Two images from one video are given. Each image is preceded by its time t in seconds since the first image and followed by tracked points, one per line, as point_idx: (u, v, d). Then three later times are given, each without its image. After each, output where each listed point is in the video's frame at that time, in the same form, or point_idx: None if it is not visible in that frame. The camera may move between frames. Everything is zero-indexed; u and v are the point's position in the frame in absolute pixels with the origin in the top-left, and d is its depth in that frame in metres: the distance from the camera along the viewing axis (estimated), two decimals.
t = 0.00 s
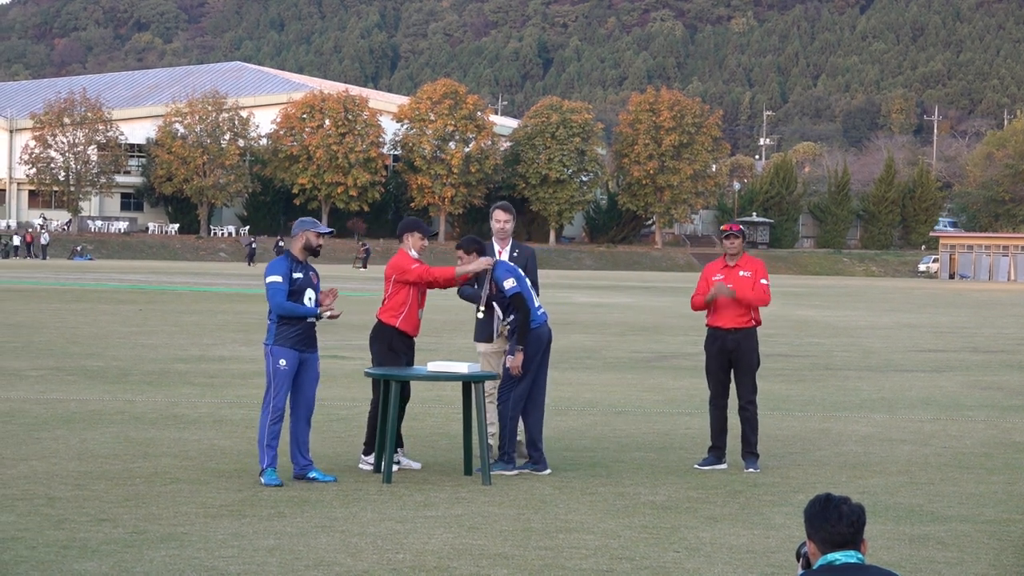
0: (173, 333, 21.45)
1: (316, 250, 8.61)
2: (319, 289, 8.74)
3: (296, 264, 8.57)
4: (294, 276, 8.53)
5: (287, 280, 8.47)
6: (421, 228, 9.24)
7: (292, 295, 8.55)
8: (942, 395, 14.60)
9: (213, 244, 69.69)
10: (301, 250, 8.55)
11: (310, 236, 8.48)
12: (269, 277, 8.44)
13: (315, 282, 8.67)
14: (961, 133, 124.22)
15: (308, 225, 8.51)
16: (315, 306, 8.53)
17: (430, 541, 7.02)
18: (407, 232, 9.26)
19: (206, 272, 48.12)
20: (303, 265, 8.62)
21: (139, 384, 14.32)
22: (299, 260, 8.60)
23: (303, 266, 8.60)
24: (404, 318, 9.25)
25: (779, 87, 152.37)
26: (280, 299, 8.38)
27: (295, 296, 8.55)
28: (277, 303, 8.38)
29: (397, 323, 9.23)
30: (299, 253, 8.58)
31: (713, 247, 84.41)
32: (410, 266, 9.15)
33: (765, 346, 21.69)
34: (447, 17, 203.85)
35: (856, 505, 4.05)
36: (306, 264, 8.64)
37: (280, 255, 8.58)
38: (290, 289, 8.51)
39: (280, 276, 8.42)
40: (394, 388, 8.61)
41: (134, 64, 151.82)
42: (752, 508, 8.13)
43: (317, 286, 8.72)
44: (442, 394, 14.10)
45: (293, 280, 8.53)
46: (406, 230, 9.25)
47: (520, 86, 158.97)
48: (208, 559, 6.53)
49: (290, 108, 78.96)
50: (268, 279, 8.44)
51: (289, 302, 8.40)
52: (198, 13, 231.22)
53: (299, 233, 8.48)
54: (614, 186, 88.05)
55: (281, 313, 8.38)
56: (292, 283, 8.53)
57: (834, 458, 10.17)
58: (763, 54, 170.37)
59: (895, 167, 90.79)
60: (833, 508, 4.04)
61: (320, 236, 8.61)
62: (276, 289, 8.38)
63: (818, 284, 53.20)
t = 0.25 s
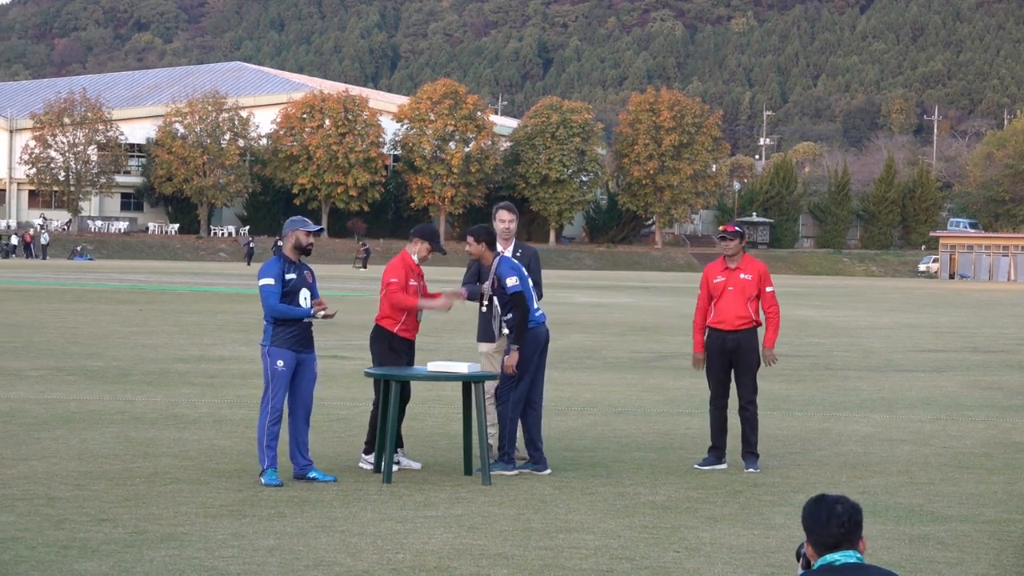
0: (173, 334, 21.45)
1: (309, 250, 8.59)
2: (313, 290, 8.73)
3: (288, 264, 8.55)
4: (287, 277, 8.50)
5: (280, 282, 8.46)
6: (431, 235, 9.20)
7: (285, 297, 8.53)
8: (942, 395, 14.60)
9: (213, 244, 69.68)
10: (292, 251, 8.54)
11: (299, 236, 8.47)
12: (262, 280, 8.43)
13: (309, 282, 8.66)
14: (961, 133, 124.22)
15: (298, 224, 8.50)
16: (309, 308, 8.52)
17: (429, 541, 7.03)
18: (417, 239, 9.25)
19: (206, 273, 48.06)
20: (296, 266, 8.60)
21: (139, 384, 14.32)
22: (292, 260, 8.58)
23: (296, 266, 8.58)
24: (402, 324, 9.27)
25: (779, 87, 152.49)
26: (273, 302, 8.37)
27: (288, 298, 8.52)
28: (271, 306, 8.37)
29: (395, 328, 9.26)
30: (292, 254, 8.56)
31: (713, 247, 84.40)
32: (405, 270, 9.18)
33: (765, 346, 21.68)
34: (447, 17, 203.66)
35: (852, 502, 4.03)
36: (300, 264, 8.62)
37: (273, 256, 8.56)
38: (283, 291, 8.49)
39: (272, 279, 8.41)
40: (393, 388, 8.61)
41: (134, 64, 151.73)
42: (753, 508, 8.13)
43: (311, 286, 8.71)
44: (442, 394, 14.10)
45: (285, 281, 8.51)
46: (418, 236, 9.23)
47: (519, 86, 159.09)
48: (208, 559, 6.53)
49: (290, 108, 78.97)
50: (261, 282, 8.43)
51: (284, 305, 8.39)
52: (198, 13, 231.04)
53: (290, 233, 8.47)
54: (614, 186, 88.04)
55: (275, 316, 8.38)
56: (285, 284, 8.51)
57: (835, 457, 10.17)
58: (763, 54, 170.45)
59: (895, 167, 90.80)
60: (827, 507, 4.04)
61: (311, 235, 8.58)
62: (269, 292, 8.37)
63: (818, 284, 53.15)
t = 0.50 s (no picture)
0: (173, 334, 21.45)
1: (305, 250, 8.58)
2: (312, 289, 8.72)
3: (286, 265, 8.55)
4: (284, 278, 8.50)
5: (277, 284, 8.45)
6: (424, 230, 9.23)
7: (283, 298, 8.52)
8: (942, 396, 14.60)
9: (213, 244, 69.69)
10: (289, 250, 8.53)
11: (294, 236, 8.48)
12: (260, 281, 8.42)
13: (308, 283, 8.66)
14: (961, 133, 124.11)
15: (294, 223, 8.50)
16: (308, 307, 8.52)
17: (430, 541, 7.02)
18: (412, 234, 9.29)
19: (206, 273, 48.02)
20: (293, 266, 8.59)
21: (139, 384, 14.32)
22: (290, 260, 8.57)
23: (293, 267, 8.58)
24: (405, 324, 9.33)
25: (779, 87, 152.47)
26: (271, 304, 8.37)
27: (286, 299, 8.52)
28: (269, 308, 8.37)
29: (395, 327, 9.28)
30: (288, 254, 8.56)
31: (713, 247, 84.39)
32: (403, 271, 9.23)
33: (764, 347, 21.67)
34: (447, 17, 203.65)
35: (848, 504, 4.03)
36: (296, 264, 8.61)
37: (270, 256, 8.56)
38: (280, 292, 8.48)
39: (270, 280, 8.41)
40: (393, 389, 8.61)
41: (134, 64, 151.78)
42: (753, 509, 8.13)
43: (309, 286, 8.71)
44: (442, 394, 14.10)
45: (283, 282, 8.50)
46: (412, 230, 9.27)
47: (519, 86, 159.16)
48: (208, 559, 6.53)
49: (290, 108, 78.96)
50: (258, 285, 8.43)
51: (282, 307, 8.38)
52: (197, 13, 230.92)
53: (285, 234, 8.47)
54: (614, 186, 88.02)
55: (273, 318, 8.37)
56: (282, 285, 8.50)
57: (835, 457, 10.17)
58: (763, 54, 170.38)
59: (895, 167, 90.78)
60: (826, 507, 4.03)
61: (306, 234, 8.57)
62: (267, 294, 8.37)
63: (818, 284, 53.09)
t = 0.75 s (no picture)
0: (173, 334, 21.44)
1: (304, 248, 8.56)
2: (314, 287, 8.70)
3: (287, 264, 8.54)
4: (285, 278, 8.50)
5: (278, 284, 8.45)
6: (417, 230, 9.23)
7: (284, 298, 8.52)
8: (942, 396, 14.61)
9: (213, 244, 69.69)
10: (290, 251, 8.53)
11: (294, 235, 8.47)
12: (261, 281, 8.42)
13: (309, 282, 8.65)
14: (961, 133, 124.13)
15: (293, 223, 8.50)
16: (309, 308, 8.52)
17: (430, 541, 7.02)
18: (404, 233, 9.31)
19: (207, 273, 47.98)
20: (294, 266, 8.58)
21: (139, 384, 14.34)
22: (290, 260, 8.58)
23: (294, 266, 8.57)
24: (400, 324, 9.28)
25: (779, 87, 152.56)
26: (272, 304, 8.37)
27: (287, 299, 8.52)
28: (270, 308, 8.37)
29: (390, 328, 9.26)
30: (289, 254, 8.56)
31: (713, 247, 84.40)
32: (400, 273, 9.28)
33: (765, 346, 21.69)
34: (447, 17, 203.57)
35: (850, 504, 4.03)
36: (297, 264, 8.59)
37: (270, 257, 8.55)
38: (281, 292, 8.48)
39: (271, 280, 8.40)
40: (394, 388, 8.61)
41: (134, 64, 151.62)
42: (753, 508, 8.13)
43: (310, 282, 8.68)
44: (442, 394, 14.11)
45: (283, 283, 8.50)
46: (404, 229, 9.29)
47: (519, 86, 159.28)
48: (208, 559, 6.53)
49: (290, 108, 78.98)
50: (259, 284, 8.43)
51: (284, 308, 8.39)
52: (198, 13, 230.73)
53: (285, 233, 8.48)
54: (614, 186, 88.02)
55: (274, 318, 8.38)
56: (284, 285, 8.50)
57: (835, 457, 10.17)
58: (764, 54, 170.60)
59: (895, 167, 90.78)
60: (825, 505, 4.04)
61: (305, 233, 8.56)
62: (268, 295, 8.37)
63: (819, 284, 53.08)
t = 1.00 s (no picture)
0: (174, 333, 21.44)
1: (306, 248, 8.56)
2: (315, 287, 8.70)
3: (288, 264, 8.53)
4: (287, 278, 8.49)
5: (279, 284, 8.44)
6: (404, 226, 9.39)
7: (286, 297, 8.52)
8: (942, 396, 14.60)
9: (213, 244, 69.67)
10: (292, 250, 8.53)
11: (296, 234, 8.48)
12: (263, 281, 8.41)
13: (311, 281, 8.65)
14: (961, 133, 124.08)
15: (295, 223, 8.51)
16: (311, 307, 8.52)
17: (430, 541, 7.02)
18: (393, 232, 9.39)
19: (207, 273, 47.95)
20: (296, 266, 8.58)
21: (139, 384, 14.33)
22: (292, 261, 8.57)
23: (297, 266, 8.57)
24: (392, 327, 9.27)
25: (779, 87, 152.61)
26: (275, 303, 8.37)
27: (290, 298, 8.52)
28: (272, 307, 8.37)
29: (384, 330, 9.26)
30: (291, 253, 8.55)
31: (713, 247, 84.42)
32: (397, 273, 9.30)
33: (765, 346, 21.69)
34: (447, 17, 203.57)
35: (850, 504, 4.02)
36: (298, 264, 8.59)
37: (271, 256, 8.54)
38: (284, 292, 8.48)
39: (274, 280, 8.39)
40: (395, 389, 8.61)
41: (134, 64, 151.59)
42: (753, 508, 8.13)
43: (312, 283, 8.69)
44: (442, 394, 14.12)
45: (286, 282, 8.50)
46: (392, 228, 9.39)
47: (519, 86, 159.35)
48: (208, 560, 6.53)
49: (290, 108, 78.98)
50: (261, 285, 8.41)
51: (286, 308, 8.40)
52: (198, 13, 230.69)
53: (286, 233, 8.48)
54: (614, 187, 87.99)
55: (277, 318, 8.37)
56: (286, 285, 8.49)
57: (834, 457, 10.17)
58: (764, 54, 170.80)
59: (895, 167, 90.77)
60: (826, 506, 4.04)
61: (306, 233, 8.56)
62: (270, 294, 8.36)
63: (819, 284, 53.03)
